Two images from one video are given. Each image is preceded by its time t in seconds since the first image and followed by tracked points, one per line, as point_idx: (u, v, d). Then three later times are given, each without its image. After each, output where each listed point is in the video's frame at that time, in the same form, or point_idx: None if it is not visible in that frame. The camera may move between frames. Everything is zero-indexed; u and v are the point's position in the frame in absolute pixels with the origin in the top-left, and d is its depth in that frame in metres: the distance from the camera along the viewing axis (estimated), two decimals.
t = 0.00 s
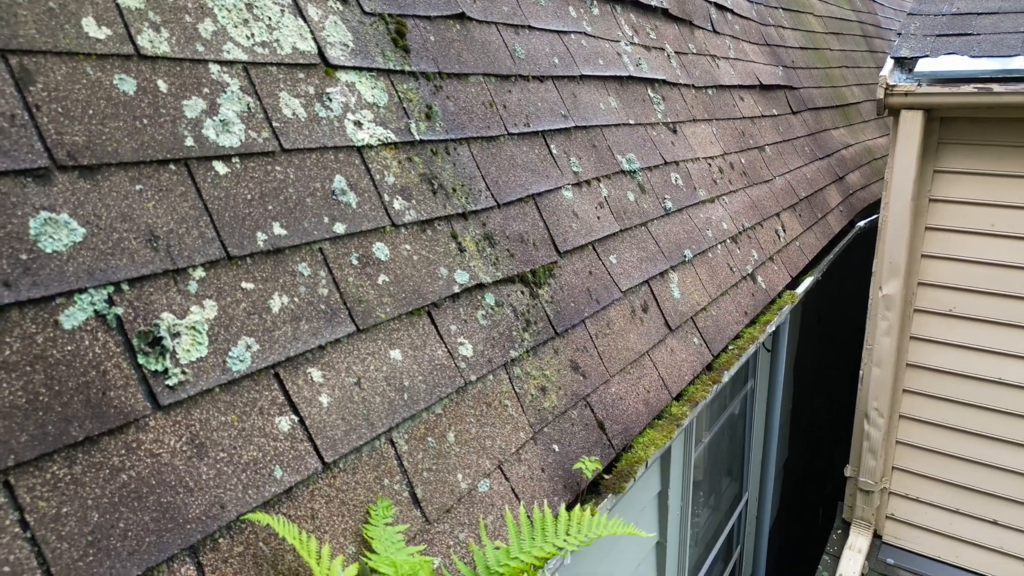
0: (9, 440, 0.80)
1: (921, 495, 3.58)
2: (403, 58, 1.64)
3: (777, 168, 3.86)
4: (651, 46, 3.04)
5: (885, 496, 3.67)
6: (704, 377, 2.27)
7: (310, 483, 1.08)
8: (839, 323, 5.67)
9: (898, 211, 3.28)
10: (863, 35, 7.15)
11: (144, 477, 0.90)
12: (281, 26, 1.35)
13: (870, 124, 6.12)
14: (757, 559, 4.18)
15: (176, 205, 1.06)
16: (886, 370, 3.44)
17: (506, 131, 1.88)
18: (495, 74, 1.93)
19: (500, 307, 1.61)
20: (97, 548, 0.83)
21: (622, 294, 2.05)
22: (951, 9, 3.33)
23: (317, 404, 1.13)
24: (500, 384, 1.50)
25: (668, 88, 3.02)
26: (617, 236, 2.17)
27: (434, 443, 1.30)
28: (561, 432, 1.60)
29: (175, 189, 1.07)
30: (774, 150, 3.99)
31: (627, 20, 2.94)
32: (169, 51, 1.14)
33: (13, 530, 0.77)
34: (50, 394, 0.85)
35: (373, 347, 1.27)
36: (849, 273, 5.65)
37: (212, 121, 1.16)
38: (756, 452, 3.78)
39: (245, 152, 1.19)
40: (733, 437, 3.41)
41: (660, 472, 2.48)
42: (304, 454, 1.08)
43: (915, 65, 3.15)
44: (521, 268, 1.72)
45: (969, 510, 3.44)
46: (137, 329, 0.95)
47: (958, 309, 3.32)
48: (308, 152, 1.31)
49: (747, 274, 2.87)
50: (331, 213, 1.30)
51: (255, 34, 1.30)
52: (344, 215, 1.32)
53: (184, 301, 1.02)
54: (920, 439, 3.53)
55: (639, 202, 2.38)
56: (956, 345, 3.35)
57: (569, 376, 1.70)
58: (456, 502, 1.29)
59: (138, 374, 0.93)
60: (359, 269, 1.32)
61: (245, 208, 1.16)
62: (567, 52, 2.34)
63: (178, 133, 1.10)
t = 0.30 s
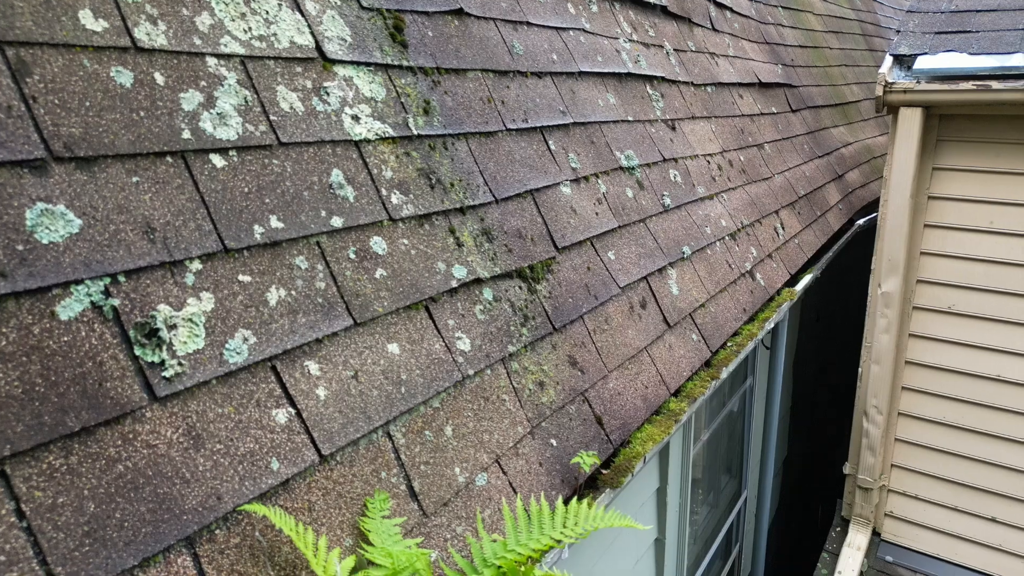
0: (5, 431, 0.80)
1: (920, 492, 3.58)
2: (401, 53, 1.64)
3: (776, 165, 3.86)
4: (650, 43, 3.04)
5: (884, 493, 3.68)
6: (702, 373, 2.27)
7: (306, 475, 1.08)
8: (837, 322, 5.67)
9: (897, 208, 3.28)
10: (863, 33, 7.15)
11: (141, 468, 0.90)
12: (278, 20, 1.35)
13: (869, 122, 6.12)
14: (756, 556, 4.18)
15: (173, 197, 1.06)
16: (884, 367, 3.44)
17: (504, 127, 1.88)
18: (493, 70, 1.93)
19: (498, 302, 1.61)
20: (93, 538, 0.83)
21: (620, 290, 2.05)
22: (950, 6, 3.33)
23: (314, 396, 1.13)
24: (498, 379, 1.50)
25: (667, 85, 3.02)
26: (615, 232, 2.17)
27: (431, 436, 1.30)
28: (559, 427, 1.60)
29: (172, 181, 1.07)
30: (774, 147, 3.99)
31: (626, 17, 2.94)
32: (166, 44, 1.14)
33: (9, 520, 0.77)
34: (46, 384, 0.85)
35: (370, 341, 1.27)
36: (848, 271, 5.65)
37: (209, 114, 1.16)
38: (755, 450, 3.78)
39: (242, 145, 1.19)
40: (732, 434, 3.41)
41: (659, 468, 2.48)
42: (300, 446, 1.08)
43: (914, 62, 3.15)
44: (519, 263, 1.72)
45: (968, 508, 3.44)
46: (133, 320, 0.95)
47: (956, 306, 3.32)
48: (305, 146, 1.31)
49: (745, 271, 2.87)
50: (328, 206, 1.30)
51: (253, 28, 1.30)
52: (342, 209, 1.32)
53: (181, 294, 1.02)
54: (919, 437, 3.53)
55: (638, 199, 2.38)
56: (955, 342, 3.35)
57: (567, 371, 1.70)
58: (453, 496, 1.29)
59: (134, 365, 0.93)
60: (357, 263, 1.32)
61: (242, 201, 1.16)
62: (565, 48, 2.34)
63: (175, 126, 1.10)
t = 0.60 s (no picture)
0: (4, 419, 0.80)
1: (920, 489, 3.58)
2: (400, 47, 1.64)
3: (775, 163, 3.86)
4: (650, 40, 3.04)
5: (884, 490, 3.67)
6: (702, 369, 2.27)
7: (306, 467, 1.08)
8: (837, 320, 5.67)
9: (896, 204, 3.28)
10: (863, 32, 7.15)
11: (140, 458, 0.90)
12: (277, 13, 1.35)
13: (869, 120, 6.12)
14: (756, 554, 4.18)
15: (172, 188, 1.06)
16: (884, 364, 3.44)
17: (503, 122, 1.88)
18: (492, 65, 1.93)
19: (498, 296, 1.61)
20: (92, 526, 0.83)
21: (619, 285, 2.05)
22: (950, 3, 3.33)
23: (313, 388, 1.13)
24: (497, 372, 1.50)
25: (667, 81, 3.02)
26: (615, 227, 2.17)
27: (430, 429, 1.30)
28: (558, 421, 1.60)
29: (171, 173, 1.07)
30: (773, 145, 3.99)
31: (626, 14, 2.94)
32: (165, 35, 1.14)
33: (8, 507, 0.77)
34: (45, 373, 0.85)
35: (369, 334, 1.27)
36: (847, 269, 5.65)
37: (208, 106, 1.16)
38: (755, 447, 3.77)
39: (241, 137, 1.19)
40: (731, 431, 3.41)
41: (659, 464, 2.48)
42: (300, 438, 1.08)
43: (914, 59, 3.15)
44: (518, 257, 1.72)
45: (969, 505, 3.44)
46: (133, 310, 0.95)
47: (956, 303, 3.32)
48: (305, 138, 1.31)
49: (745, 268, 2.87)
50: (327, 199, 1.30)
51: (252, 20, 1.30)
52: (341, 201, 1.32)
53: (180, 284, 1.02)
54: (919, 434, 3.53)
55: (637, 195, 2.38)
56: (955, 339, 3.35)
57: (567, 366, 1.70)
58: (453, 488, 1.29)
59: (134, 355, 0.93)
60: (356, 256, 1.32)
61: (241, 193, 1.16)
62: (565, 44, 2.34)
63: (174, 118, 1.10)
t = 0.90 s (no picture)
0: (10, 405, 0.80)
1: (920, 486, 3.58)
2: (401, 41, 1.65)
3: (775, 160, 3.86)
4: (650, 37, 3.04)
5: (884, 487, 3.68)
6: (702, 364, 2.27)
7: (308, 456, 1.08)
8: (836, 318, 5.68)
9: (897, 201, 3.28)
10: (862, 30, 7.16)
11: (144, 445, 0.91)
12: (279, 6, 1.36)
13: (869, 119, 6.13)
14: (756, 550, 4.19)
15: (175, 179, 1.07)
16: (883, 361, 3.45)
17: (504, 116, 1.88)
18: (493, 59, 1.93)
19: (498, 290, 1.61)
20: (96, 513, 0.84)
21: (620, 280, 2.06)
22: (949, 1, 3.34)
23: (316, 378, 1.14)
24: (498, 365, 1.51)
25: (667, 78, 3.03)
26: (615, 223, 2.18)
27: (432, 420, 1.31)
28: (559, 414, 1.60)
29: (174, 164, 1.08)
30: (773, 142, 3.99)
31: (626, 10, 2.94)
32: (167, 28, 1.14)
33: (14, 493, 0.78)
34: (49, 360, 0.86)
35: (371, 326, 1.28)
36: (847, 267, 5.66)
37: (211, 98, 1.16)
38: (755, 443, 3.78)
39: (243, 129, 1.20)
40: (731, 427, 3.41)
41: (659, 459, 2.49)
42: (302, 427, 1.08)
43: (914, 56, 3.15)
44: (519, 251, 1.72)
45: (968, 501, 3.45)
46: (136, 300, 0.96)
47: (956, 299, 3.33)
48: (306, 131, 1.31)
49: (745, 264, 2.88)
50: (329, 192, 1.30)
51: (254, 13, 1.30)
52: (343, 194, 1.33)
53: (183, 274, 1.03)
54: (918, 431, 3.54)
55: (638, 190, 2.38)
56: (955, 336, 3.36)
57: (567, 359, 1.71)
58: (454, 479, 1.29)
59: (138, 344, 0.94)
60: (358, 248, 1.32)
61: (244, 185, 1.16)
62: (565, 40, 2.35)
63: (176, 109, 1.11)
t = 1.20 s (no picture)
0: (18, 392, 0.82)
1: (919, 482, 3.60)
2: (403, 38, 1.66)
3: (774, 159, 3.87)
4: (649, 35, 3.05)
5: (883, 484, 3.69)
6: (701, 360, 2.28)
7: (311, 446, 1.10)
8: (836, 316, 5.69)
9: (895, 198, 3.29)
10: (862, 30, 7.18)
11: (150, 433, 0.92)
12: (282, 3, 1.37)
13: (869, 118, 6.15)
14: (755, 547, 4.20)
15: (180, 173, 1.08)
16: (882, 358, 3.46)
17: (504, 113, 1.89)
18: (493, 57, 1.95)
19: (499, 285, 1.63)
20: (103, 498, 0.85)
21: (620, 276, 2.07)
22: None
23: (319, 370, 1.15)
24: (499, 359, 1.52)
25: (667, 76, 3.04)
26: (615, 219, 2.19)
27: (433, 412, 1.32)
28: (559, 407, 1.62)
29: (178, 158, 1.09)
30: (773, 141, 4.01)
31: (626, 9, 2.95)
32: (172, 24, 1.16)
33: (23, 478, 0.79)
34: (57, 350, 0.87)
35: (373, 319, 1.29)
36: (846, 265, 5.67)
37: (214, 93, 1.18)
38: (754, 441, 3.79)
39: (247, 124, 1.21)
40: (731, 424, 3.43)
41: (659, 455, 2.50)
42: (306, 417, 1.10)
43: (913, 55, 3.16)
44: (519, 247, 1.74)
45: (967, 498, 3.46)
46: (142, 291, 0.97)
47: (955, 297, 3.34)
48: (309, 127, 1.33)
49: (744, 261, 2.89)
50: (332, 186, 1.32)
51: (257, 11, 1.32)
52: (345, 189, 1.34)
53: (188, 267, 1.04)
54: (918, 428, 3.55)
55: (637, 187, 2.39)
56: (953, 333, 3.37)
57: (567, 354, 1.72)
58: (455, 471, 1.31)
59: (144, 334, 0.95)
60: (360, 242, 1.33)
61: (247, 179, 1.18)
62: (565, 38, 2.36)
63: (180, 104, 1.12)
